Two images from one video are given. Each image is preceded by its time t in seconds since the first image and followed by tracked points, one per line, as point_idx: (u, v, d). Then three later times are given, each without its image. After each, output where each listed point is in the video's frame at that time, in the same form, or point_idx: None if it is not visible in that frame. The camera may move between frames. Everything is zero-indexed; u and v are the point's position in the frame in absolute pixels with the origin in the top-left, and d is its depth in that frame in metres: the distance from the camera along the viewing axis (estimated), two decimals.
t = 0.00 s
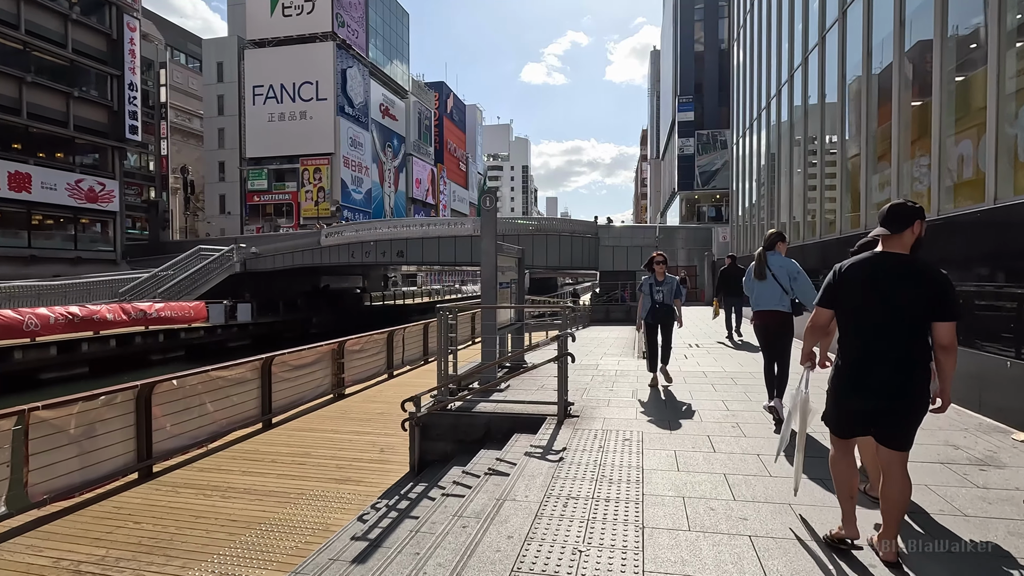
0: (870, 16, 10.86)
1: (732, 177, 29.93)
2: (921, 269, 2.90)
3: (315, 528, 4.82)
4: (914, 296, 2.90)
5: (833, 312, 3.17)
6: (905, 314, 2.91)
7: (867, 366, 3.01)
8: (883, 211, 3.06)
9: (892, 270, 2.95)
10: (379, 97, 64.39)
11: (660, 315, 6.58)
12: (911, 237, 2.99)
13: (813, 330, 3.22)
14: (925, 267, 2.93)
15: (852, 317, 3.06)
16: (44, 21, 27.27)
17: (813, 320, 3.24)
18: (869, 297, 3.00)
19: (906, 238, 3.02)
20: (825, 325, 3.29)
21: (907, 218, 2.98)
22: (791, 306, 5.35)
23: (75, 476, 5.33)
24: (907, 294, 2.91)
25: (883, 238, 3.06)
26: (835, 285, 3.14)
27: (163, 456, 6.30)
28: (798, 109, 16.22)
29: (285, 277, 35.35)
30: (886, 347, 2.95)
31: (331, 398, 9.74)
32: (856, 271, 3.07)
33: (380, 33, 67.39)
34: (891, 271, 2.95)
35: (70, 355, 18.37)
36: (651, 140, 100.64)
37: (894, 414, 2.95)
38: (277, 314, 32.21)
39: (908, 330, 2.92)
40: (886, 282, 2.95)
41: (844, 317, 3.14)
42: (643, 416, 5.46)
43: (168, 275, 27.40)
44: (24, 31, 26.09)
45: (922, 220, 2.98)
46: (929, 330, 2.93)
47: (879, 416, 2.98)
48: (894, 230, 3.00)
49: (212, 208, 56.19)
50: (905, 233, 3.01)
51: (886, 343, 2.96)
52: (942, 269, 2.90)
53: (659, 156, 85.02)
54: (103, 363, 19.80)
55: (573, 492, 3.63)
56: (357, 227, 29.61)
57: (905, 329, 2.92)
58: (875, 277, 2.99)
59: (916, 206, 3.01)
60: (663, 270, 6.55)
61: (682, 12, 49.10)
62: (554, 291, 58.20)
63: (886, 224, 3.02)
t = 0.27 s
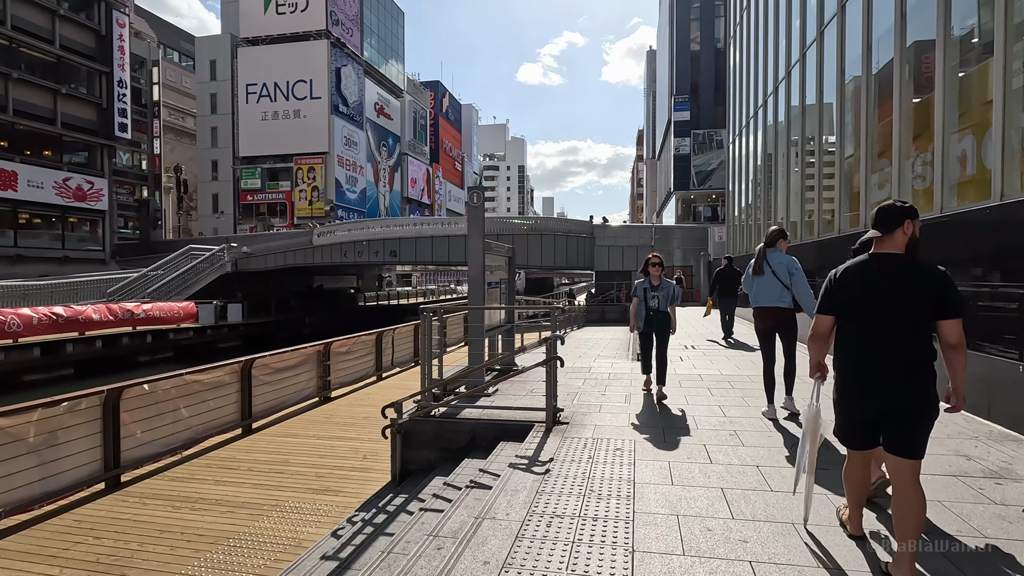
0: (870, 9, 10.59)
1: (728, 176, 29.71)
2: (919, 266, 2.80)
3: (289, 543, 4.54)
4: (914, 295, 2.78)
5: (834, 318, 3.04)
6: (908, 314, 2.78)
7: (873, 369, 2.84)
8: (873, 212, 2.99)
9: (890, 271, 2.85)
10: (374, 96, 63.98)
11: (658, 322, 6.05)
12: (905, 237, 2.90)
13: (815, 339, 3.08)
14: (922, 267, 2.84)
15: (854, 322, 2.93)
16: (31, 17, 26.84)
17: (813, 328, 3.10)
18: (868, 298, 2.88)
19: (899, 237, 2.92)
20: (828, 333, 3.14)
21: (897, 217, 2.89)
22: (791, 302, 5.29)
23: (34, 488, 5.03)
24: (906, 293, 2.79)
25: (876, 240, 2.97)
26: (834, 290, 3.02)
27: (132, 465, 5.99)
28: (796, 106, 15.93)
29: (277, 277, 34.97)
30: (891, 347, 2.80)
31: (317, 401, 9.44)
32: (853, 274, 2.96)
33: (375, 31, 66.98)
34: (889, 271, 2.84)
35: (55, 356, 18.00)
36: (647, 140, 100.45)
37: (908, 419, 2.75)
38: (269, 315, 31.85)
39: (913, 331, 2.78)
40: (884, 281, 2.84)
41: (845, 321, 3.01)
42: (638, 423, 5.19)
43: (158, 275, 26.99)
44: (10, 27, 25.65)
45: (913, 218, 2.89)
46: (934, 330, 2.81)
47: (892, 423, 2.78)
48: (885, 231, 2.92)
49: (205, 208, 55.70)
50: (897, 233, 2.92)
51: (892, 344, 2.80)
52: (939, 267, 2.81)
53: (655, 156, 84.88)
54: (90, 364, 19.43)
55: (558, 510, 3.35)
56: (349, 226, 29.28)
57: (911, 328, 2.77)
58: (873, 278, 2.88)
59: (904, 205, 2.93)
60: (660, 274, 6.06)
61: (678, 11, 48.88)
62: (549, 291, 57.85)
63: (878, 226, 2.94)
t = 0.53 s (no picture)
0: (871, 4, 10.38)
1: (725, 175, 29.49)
2: (907, 265, 2.71)
3: (265, 562, 4.27)
4: (907, 292, 2.70)
5: (831, 323, 2.94)
6: (903, 311, 2.70)
7: (874, 372, 2.75)
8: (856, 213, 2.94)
9: (877, 272, 2.77)
10: (368, 95, 63.56)
11: (663, 322, 5.18)
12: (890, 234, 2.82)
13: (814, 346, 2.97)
14: (912, 260, 2.73)
15: (851, 326, 2.84)
16: (17, 13, 26.39)
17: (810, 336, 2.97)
18: (862, 300, 2.80)
19: (884, 236, 2.86)
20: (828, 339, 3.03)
21: (879, 218, 2.84)
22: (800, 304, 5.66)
23: None
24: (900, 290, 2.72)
25: (861, 242, 2.92)
26: (826, 295, 2.95)
27: (105, 476, 5.72)
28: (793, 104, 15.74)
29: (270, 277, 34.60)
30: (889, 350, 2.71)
31: (303, 406, 9.16)
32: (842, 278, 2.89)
33: (370, 30, 66.55)
34: (880, 270, 2.77)
35: (40, 359, 17.64)
36: (643, 140, 100.39)
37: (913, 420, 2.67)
38: (261, 315, 31.49)
39: (911, 329, 2.70)
40: (876, 282, 2.77)
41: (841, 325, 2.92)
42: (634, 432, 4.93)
43: (148, 275, 26.60)
44: None
45: (895, 215, 2.84)
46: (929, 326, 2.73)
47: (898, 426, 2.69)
48: (869, 231, 2.87)
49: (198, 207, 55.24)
50: (882, 231, 2.86)
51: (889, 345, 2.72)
52: (930, 260, 2.70)
53: (651, 155, 84.77)
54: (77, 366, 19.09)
55: (547, 533, 3.09)
56: (342, 226, 29.02)
57: (906, 327, 2.70)
58: (864, 279, 2.80)
59: (886, 202, 2.87)
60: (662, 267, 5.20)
61: (674, 10, 48.70)
62: (545, 290, 57.66)
63: (862, 227, 2.88)
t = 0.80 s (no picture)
0: None
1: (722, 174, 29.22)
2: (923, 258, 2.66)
3: None
4: (925, 285, 2.64)
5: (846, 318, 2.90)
6: (919, 306, 2.64)
7: (889, 368, 2.69)
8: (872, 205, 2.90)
9: (893, 265, 2.73)
10: (364, 94, 63.16)
11: (666, 329, 4.71)
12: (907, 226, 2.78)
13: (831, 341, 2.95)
14: (931, 253, 2.68)
15: (866, 321, 2.78)
16: (5, 9, 25.95)
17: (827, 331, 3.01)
18: (877, 294, 2.75)
19: (900, 229, 2.82)
20: (846, 333, 3.05)
21: (896, 209, 2.80)
22: (811, 296, 5.84)
23: None
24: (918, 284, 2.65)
25: (876, 235, 2.88)
26: (841, 289, 2.90)
27: (75, 485, 5.41)
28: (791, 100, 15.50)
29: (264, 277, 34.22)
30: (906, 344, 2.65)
31: (291, 409, 8.87)
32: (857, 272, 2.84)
33: (366, 28, 66.15)
34: (896, 264, 2.72)
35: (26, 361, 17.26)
36: (640, 140, 100.31)
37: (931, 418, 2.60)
38: (255, 315, 31.12)
39: (928, 324, 2.64)
40: (893, 274, 2.71)
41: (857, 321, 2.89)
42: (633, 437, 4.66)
43: (139, 275, 26.20)
44: None
45: (912, 207, 2.79)
46: (948, 320, 2.67)
47: (913, 425, 2.63)
48: (884, 224, 2.82)
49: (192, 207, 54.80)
50: (898, 223, 2.81)
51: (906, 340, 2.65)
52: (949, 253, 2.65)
53: (648, 154, 84.55)
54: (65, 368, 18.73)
55: (539, 554, 2.80)
56: (336, 225, 28.69)
57: (925, 321, 2.63)
58: (880, 272, 2.75)
59: (903, 194, 2.81)
60: (662, 269, 4.80)
61: (670, 10, 48.49)
62: (542, 290, 57.41)
63: (877, 220, 2.84)
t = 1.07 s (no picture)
0: None
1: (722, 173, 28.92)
2: (959, 271, 2.61)
3: None
4: (956, 297, 2.61)
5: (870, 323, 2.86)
6: (950, 317, 2.60)
7: (913, 376, 2.66)
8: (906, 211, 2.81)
9: (926, 274, 2.66)
10: (362, 92, 62.81)
11: (667, 334, 4.35)
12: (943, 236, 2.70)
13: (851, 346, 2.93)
14: (964, 265, 2.63)
15: (891, 328, 2.74)
16: None
17: (848, 336, 2.95)
18: (905, 301, 2.70)
19: (937, 237, 2.73)
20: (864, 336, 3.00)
21: (935, 216, 2.70)
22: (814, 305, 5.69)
23: None
24: (951, 296, 2.61)
25: (911, 241, 2.79)
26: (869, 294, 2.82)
27: (46, 498, 5.14)
28: (792, 102, 15.29)
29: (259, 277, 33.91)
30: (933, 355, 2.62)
31: (281, 415, 8.63)
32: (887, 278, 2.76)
33: (363, 27, 65.79)
34: (932, 273, 2.65)
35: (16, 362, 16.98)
36: (638, 140, 100.18)
37: (947, 427, 2.62)
38: (250, 315, 30.83)
39: (954, 335, 2.61)
40: (929, 283, 2.65)
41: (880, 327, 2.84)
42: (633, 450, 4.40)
43: (133, 274, 25.89)
44: None
45: (951, 214, 2.70)
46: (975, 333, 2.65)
47: (929, 433, 2.63)
48: (921, 231, 2.73)
49: (189, 205, 54.47)
50: (935, 232, 2.72)
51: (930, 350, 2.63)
52: (984, 269, 2.61)
53: (647, 154, 84.23)
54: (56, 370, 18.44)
55: None
56: (332, 224, 28.41)
57: (954, 334, 2.60)
58: (913, 280, 2.68)
59: (943, 201, 2.73)
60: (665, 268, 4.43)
61: (670, 9, 48.20)
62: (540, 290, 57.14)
63: (913, 226, 2.75)
